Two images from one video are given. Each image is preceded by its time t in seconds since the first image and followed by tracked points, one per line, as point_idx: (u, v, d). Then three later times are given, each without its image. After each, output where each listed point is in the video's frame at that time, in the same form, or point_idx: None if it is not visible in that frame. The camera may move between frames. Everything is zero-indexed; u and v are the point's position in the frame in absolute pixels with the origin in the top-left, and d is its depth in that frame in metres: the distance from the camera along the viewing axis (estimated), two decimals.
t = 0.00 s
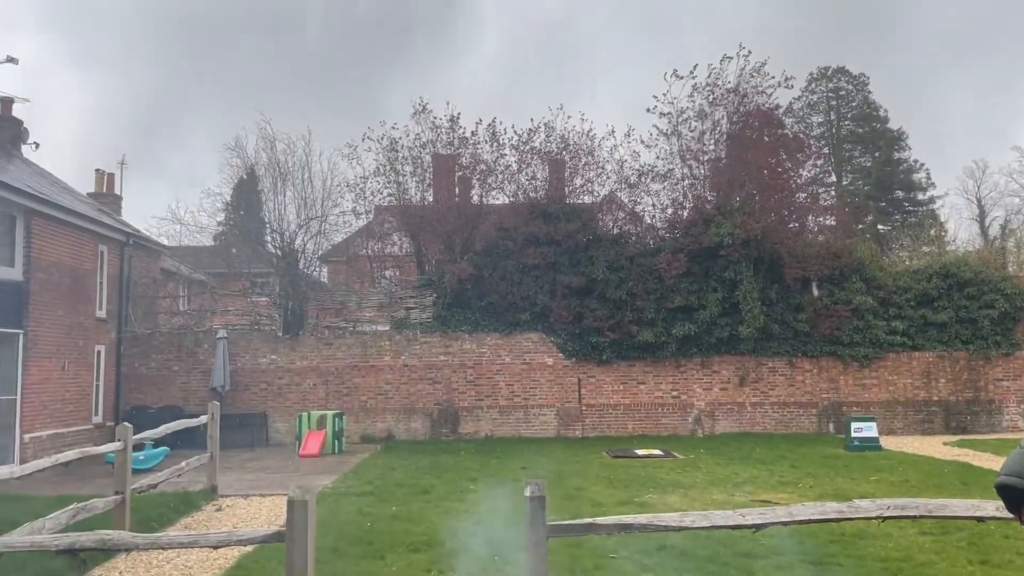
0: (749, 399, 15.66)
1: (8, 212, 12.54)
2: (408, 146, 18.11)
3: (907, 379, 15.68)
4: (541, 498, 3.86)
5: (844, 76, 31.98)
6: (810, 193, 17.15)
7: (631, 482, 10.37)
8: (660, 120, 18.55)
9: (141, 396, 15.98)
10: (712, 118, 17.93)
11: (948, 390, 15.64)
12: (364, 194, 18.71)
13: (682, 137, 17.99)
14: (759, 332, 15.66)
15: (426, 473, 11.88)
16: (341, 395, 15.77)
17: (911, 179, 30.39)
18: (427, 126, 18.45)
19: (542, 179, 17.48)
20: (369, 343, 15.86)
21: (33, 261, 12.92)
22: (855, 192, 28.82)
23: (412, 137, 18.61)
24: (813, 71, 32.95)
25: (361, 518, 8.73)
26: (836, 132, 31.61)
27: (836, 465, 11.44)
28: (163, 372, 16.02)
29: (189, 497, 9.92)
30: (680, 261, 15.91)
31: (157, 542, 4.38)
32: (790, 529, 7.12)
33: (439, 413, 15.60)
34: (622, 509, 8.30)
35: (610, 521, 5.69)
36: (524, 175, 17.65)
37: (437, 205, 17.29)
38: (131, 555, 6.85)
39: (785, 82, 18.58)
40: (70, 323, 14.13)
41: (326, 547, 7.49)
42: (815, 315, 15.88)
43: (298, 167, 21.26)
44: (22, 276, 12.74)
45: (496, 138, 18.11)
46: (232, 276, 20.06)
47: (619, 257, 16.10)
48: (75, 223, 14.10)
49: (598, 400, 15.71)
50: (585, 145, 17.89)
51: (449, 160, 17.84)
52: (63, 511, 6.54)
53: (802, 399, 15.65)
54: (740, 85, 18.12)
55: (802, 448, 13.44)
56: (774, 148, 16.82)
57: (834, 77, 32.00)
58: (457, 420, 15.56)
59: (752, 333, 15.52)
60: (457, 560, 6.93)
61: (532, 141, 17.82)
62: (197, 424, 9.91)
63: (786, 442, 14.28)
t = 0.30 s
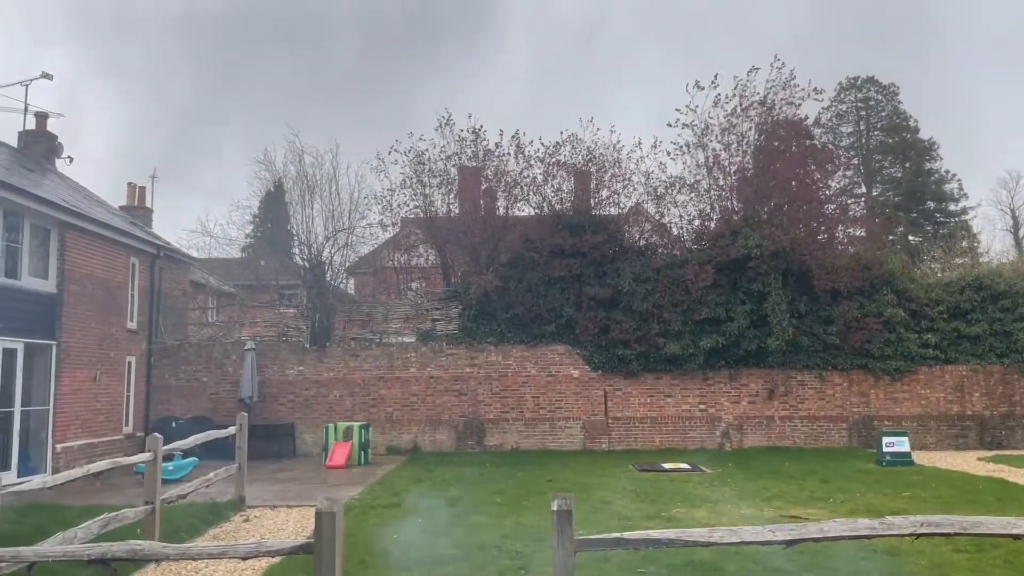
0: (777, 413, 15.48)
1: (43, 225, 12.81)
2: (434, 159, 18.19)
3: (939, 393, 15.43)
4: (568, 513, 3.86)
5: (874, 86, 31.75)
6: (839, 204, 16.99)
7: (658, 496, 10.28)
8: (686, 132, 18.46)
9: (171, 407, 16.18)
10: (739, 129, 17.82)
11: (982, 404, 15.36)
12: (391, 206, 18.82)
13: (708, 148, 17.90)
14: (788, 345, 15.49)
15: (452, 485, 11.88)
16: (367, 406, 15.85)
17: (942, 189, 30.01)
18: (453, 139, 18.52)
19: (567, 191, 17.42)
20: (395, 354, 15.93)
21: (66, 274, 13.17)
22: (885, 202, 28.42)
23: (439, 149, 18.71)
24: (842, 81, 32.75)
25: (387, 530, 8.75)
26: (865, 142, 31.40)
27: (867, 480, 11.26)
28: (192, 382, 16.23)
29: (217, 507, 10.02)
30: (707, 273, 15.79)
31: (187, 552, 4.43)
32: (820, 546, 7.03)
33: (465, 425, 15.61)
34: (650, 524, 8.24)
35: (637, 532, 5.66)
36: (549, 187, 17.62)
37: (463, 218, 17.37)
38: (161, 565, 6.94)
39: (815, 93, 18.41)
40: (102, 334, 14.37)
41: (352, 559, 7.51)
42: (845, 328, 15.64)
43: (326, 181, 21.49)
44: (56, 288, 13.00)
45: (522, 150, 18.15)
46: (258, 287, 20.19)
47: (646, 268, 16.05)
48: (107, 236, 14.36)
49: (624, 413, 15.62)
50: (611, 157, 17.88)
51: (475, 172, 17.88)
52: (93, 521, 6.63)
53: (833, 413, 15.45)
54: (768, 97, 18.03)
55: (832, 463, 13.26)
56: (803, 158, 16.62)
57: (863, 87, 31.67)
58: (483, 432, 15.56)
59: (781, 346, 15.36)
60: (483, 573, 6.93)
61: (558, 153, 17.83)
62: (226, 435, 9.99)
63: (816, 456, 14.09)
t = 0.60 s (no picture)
0: (796, 425, 15.36)
1: (64, 236, 12.96)
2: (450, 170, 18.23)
3: (960, 406, 15.26)
4: (583, 526, 3.84)
5: (893, 96, 31.59)
6: (857, 215, 16.65)
7: (674, 509, 10.21)
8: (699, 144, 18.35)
9: (188, 416, 16.29)
10: (755, 139, 17.76)
11: (1003, 418, 15.18)
12: (407, 217, 18.85)
13: (724, 158, 17.85)
14: (806, 356, 15.38)
15: (468, 496, 11.86)
16: (383, 416, 15.88)
17: (962, 200, 29.66)
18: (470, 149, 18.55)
19: (583, 203, 17.38)
20: (411, 364, 15.98)
21: (86, 284, 13.32)
22: (905, 212, 28.22)
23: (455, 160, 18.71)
24: (861, 91, 32.61)
25: (404, 541, 8.75)
26: (884, 153, 31.18)
27: (886, 494, 11.14)
28: (210, 392, 16.34)
29: (234, 516, 10.07)
30: (724, 284, 15.70)
31: (203, 562, 4.45)
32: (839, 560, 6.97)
33: (481, 435, 15.59)
34: (667, 537, 8.17)
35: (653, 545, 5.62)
36: (565, 198, 17.51)
37: (480, 229, 17.40)
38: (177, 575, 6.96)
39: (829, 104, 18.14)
40: (121, 343, 14.52)
41: (369, 569, 7.52)
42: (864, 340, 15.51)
43: (344, 192, 21.65)
44: (75, 298, 13.15)
45: (538, 161, 18.12)
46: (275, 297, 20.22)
47: (662, 279, 16.06)
48: (126, 247, 14.53)
49: (640, 424, 15.55)
50: (627, 167, 17.83)
51: (491, 183, 17.89)
52: (111, 530, 6.67)
53: (852, 426, 15.31)
54: (782, 108, 17.96)
55: (851, 476, 13.12)
56: (821, 168, 16.52)
57: (882, 97, 31.76)
58: (498, 443, 15.54)
59: (799, 358, 15.25)
60: None
61: (573, 164, 17.78)
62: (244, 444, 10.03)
63: (835, 469, 13.96)
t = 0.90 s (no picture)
0: (803, 437, 15.31)
1: (72, 244, 13.04)
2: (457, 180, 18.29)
3: (968, 419, 15.19)
4: (589, 536, 3.84)
5: (900, 108, 31.53)
6: (864, 225, 16.65)
7: (680, 520, 10.18)
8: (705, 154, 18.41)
9: (194, 423, 16.32)
10: (761, 149, 17.78)
11: (1012, 430, 15.10)
12: (414, 226, 18.89)
13: (730, 169, 17.86)
14: (813, 367, 15.34)
15: (473, 506, 11.84)
16: (389, 425, 15.88)
17: (969, 212, 29.56)
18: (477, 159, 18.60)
19: (590, 213, 17.41)
20: (417, 374, 15.99)
21: (94, 291, 13.38)
22: (912, 223, 28.15)
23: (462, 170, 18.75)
24: (868, 102, 32.55)
25: (409, 551, 8.74)
26: (892, 164, 31.06)
27: (894, 507, 11.08)
28: (215, 400, 16.36)
29: (238, 524, 10.07)
30: (730, 295, 15.64)
31: (209, 569, 4.46)
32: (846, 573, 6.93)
33: (486, 445, 15.59)
34: (672, 548, 8.14)
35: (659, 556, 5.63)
36: (572, 208, 17.61)
37: (487, 239, 17.45)
38: None
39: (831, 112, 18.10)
40: (128, 351, 14.57)
41: None
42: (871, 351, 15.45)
43: (351, 201, 21.73)
44: (84, 305, 13.21)
45: (545, 171, 18.16)
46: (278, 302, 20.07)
47: (668, 289, 16.04)
48: (135, 255, 14.60)
49: (646, 435, 15.51)
50: (634, 178, 17.86)
51: (498, 193, 17.92)
52: (117, 537, 6.69)
53: (859, 438, 15.25)
54: (786, 117, 17.99)
55: (858, 488, 13.06)
56: (828, 179, 16.51)
57: (889, 108, 31.64)
58: (504, 453, 15.53)
59: (805, 369, 15.21)
60: None
61: (580, 175, 17.82)
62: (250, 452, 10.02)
63: (842, 481, 13.89)
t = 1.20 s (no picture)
0: (797, 446, 15.34)
1: (67, 248, 13.03)
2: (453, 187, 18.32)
3: (962, 429, 15.24)
4: (583, 548, 3.85)
5: (895, 119, 31.64)
6: (860, 235, 16.71)
7: (675, 529, 10.17)
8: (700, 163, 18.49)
9: (188, 430, 16.27)
10: (754, 157, 17.88)
11: (1006, 441, 15.15)
12: (410, 232, 18.89)
13: (725, 178, 17.96)
14: (807, 377, 15.37)
15: (467, 514, 11.83)
16: (384, 433, 15.86)
17: (964, 222, 29.66)
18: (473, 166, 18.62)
19: (586, 221, 17.47)
20: (413, 381, 15.97)
21: (89, 296, 13.36)
22: (907, 234, 28.26)
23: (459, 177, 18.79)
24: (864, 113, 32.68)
25: (403, 559, 8.72)
26: (887, 174, 31.10)
27: (888, 517, 11.10)
28: (209, 406, 16.32)
29: (232, 531, 10.04)
30: (726, 304, 15.68)
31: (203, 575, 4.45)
32: None
33: (481, 453, 15.59)
34: (667, 557, 8.16)
35: (654, 564, 5.65)
36: (567, 216, 17.63)
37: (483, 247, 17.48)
38: None
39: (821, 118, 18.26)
40: (123, 357, 14.54)
41: None
42: (866, 361, 15.50)
43: (347, 208, 21.76)
44: (78, 311, 13.20)
45: (541, 179, 18.21)
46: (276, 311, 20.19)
47: (664, 298, 16.07)
48: (130, 260, 14.60)
49: (641, 444, 15.52)
50: (630, 186, 17.91)
51: (494, 201, 17.96)
52: (111, 544, 6.67)
53: (853, 448, 15.29)
54: (779, 126, 18.12)
55: (853, 498, 13.08)
56: (822, 188, 16.57)
57: (884, 119, 31.76)
58: (499, 461, 15.53)
59: (800, 379, 15.25)
60: None
61: (576, 183, 17.85)
62: (244, 459, 9.99)
63: (837, 491, 13.91)
